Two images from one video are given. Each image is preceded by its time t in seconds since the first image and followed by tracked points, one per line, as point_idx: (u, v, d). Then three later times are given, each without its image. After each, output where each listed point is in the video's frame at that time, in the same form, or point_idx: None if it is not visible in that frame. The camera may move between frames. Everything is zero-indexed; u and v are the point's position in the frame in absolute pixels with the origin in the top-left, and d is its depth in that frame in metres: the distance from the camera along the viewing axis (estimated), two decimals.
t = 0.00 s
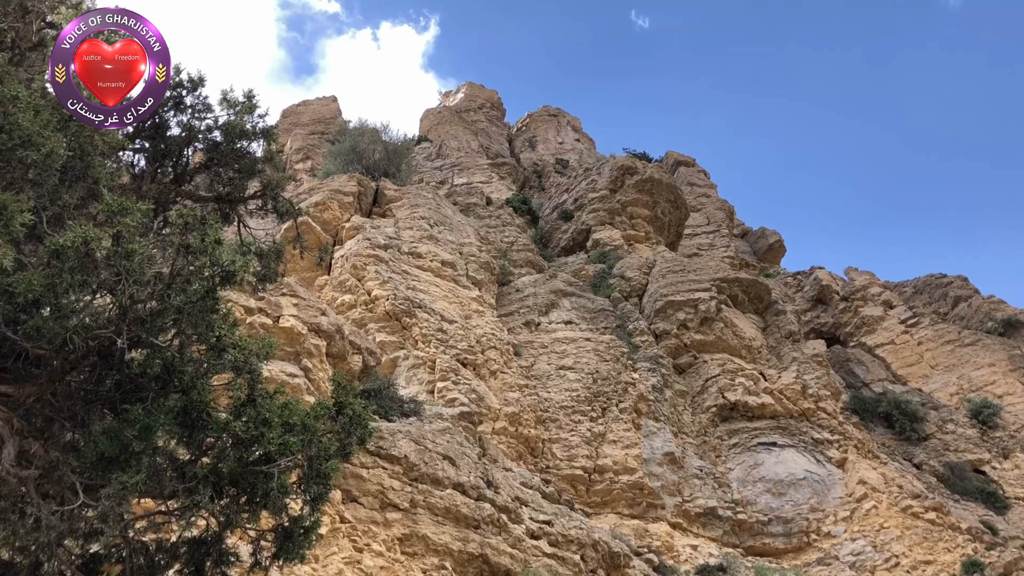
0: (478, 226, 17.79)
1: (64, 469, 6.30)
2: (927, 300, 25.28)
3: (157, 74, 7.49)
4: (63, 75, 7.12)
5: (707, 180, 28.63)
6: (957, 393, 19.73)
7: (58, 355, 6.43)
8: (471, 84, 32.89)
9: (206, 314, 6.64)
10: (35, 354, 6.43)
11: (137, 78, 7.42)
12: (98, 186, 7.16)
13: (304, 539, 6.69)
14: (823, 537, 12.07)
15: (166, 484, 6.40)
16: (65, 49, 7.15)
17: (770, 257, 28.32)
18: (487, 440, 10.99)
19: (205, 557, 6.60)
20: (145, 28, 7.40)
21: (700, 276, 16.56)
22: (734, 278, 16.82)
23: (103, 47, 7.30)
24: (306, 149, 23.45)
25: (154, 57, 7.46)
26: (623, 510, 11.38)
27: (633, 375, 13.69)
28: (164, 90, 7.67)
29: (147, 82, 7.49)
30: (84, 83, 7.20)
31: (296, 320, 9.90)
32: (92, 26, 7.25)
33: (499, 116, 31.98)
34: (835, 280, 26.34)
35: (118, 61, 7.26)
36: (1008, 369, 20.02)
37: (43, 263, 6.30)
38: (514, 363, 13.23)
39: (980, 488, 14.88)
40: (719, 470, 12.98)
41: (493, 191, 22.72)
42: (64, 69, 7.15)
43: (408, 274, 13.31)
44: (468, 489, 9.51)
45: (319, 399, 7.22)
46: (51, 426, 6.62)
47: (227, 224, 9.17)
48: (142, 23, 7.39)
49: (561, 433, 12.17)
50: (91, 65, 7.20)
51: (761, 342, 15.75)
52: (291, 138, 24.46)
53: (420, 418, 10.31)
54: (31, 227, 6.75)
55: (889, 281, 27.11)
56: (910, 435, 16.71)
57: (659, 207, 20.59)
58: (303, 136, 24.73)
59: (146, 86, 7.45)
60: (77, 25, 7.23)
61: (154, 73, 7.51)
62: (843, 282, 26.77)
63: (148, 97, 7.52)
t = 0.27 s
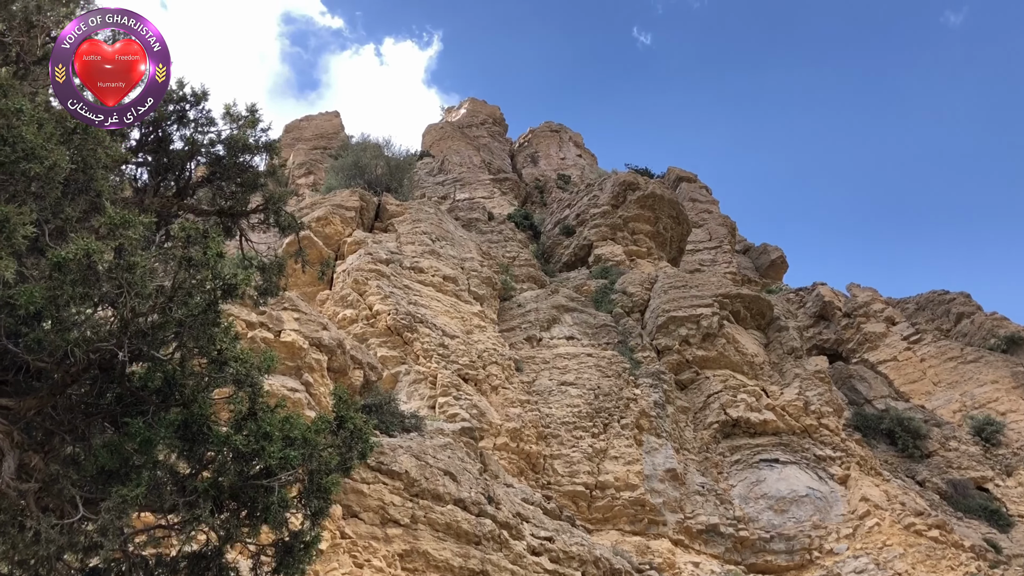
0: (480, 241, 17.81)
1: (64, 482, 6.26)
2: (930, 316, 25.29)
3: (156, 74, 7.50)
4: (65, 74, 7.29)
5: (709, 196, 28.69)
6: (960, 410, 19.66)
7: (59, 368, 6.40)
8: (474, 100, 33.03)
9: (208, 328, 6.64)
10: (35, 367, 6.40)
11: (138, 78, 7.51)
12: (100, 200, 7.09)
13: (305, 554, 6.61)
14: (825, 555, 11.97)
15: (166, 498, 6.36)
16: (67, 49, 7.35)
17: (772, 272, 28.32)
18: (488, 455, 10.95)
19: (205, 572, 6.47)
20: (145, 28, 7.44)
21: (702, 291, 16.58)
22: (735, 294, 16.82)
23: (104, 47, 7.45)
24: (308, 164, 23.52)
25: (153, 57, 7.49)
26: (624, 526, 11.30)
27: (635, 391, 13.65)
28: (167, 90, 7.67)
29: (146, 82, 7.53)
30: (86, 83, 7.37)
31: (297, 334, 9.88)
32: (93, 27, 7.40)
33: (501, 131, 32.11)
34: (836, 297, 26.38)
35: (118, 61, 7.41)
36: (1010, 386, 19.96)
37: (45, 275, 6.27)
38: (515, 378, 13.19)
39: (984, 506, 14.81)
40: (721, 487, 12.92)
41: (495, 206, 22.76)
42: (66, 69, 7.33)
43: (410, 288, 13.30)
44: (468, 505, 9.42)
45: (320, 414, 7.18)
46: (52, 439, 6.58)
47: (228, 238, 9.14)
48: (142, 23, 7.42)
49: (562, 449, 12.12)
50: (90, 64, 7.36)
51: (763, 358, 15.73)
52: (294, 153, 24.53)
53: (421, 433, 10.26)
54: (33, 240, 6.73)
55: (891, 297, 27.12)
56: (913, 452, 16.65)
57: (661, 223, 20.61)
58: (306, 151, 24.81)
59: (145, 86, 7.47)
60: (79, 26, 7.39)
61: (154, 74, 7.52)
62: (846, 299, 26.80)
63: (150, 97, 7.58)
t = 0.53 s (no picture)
0: (481, 252, 17.83)
1: (65, 489, 6.25)
2: (931, 329, 25.28)
3: (158, 74, 7.56)
4: (62, 73, 7.35)
5: (710, 208, 28.73)
6: (962, 423, 19.60)
7: (60, 375, 6.40)
8: (476, 111, 33.15)
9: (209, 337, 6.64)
10: (37, 373, 6.39)
11: (138, 78, 7.57)
12: (104, 207, 7.10)
13: (305, 562, 6.57)
14: (827, 568, 11.90)
15: (166, 506, 6.33)
16: (65, 49, 7.41)
17: (773, 285, 28.34)
18: (488, 466, 10.92)
19: None
20: (145, 28, 7.50)
21: (704, 302, 16.59)
22: (737, 305, 16.83)
23: (104, 48, 7.52)
24: (311, 175, 23.59)
25: (153, 57, 7.55)
26: (625, 538, 11.25)
27: (636, 402, 13.62)
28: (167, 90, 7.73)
29: (146, 82, 7.57)
30: (86, 84, 7.42)
31: (298, 343, 9.87)
32: (93, 26, 7.45)
33: (504, 143, 32.22)
34: (838, 309, 26.39)
35: (117, 60, 7.45)
36: (1012, 399, 19.90)
37: (48, 282, 6.27)
38: (516, 389, 13.18)
39: (987, 520, 14.75)
40: (723, 499, 12.87)
41: (497, 217, 22.79)
42: (64, 69, 7.38)
43: (411, 298, 13.31)
44: (469, 516, 9.38)
45: (320, 422, 7.17)
46: (52, 446, 6.57)
47: (231, 246, 9.16)
48: (142, 23, 7.48)
49: (563, 460, 12.09)
50: (89, 64, 7.41)
51: (764, 369, 15.71)
52: (297, 164, 24.61)
53: (422, 444, 10.23)
54: (36, 247, 6.74)
55: (892, 310, 27.11)
56: (914, 465, 16.60)
57: (662, 234, 20.63)
58: (309, 161, 24.89)
59: (145, 87, 7.54)
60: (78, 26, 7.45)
61: (154, 74, 7.59)
62: (847, 311, 26.81)
63: (150, 98, 7.62)
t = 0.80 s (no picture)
0: (482, 259, 17.83)
1: (65, 495, 6.22)
2: (933, 336, 25.26)
3: (158, 75, 7.59)
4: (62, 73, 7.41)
5: (711, 216, 28.75)
6: (963, 431, 19.56)
7: (61, 381, 6.38)
8: (478, 118, 33.21)
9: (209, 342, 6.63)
10: (37, 379, 6.38)
11: (138, 77, 7.61)
12: (105, 213, 7.09)
13: (305, 569, 6.54)
14: None
15: (167, 512, 6.31)
16: (64, 48, 7.47)
17: (774, 292, 28.34)
18: (489, 473, 10.90)
19: None
20: (145, 28, 7.50)
21: (705, 310, 16.59)
22: (738, 313, 16.84)
23: (104, 48, 7.55)
24: (312, 181, 23.61)
25: (153, 57, 7.57)
26: (626, 546, 11.21)
27: (637, 409, 13.60)
28: (167, 89, 7.75)
29: (145, 82, 7.60)
30: (86, 84, 7.48)
31: (299, 350, 9.87)
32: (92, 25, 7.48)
33: (505, 150, 32.27)
34: (839, 317, 26.40)
35: (117, 60, 7.49)
36: (1014, 407, 19.86)
37: (49, 288, 6.26)
38: (517, 396, 13.17)
39: (988, 528, 14.71)
40: (724, 507, 12.84)
41: (498, 224, 22.82)
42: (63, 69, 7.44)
43: (412, 305, 13.31)
44: (470, 523, 9.35)
45: (322, 428, 7.15)
46: (52, 452, 6.54)
47: (233, 253, 9.17)
48: (141, 23, 7.49)
49: (564, 468, 12.07)
50: (89, 64, 7.46)
51: (765, 377, 15.69)
52: (298, 171, 24.65)
53: (422, 450, 10.21)
54: (37, 252, 6.74)
55: (893, 318, 27.11)
56: (916, 473, 16.57)
57: (663, 241, 20.64)
58: (310, 168, 24.92)
59: (146, 87, 7.58)
60: (76, 25, 7.48)
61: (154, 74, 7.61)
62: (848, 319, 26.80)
63: (150, 97, 7.66)
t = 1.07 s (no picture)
0: (485, 264, 17.85)
1: (69, 502, 6.23)
2: (936, 340, 25.22)
3: (158, 74, 7.51)
4: (63, 74, 7.44)
5: (714, 220, 28.75)
6: (968, 434, 19.51)
7: (66, 387, 6.40)
8: (480, 123, 33.26)
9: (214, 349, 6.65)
10: (42, 386, 6.39)
11: (138, 77, 7.58)
12: (109, 220, 7.10)
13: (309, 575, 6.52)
14: None
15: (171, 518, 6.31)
16: (65, 49, 7.51)
17: (778, 296, 28.31)
18: (492, 478, 10.89)
19: None
20: (145, 28, 7.53)
21: (708, 314, 16.58)
22: (741, 317, 16.83)
23: (105, 48, 7.57)
24: (315, 187, 23.65)
25: (153, 56, 7.54)
26: (630, 551, 11.18)
27: (640, 414, 13.59)
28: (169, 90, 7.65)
29: (145, 82, 7.53)
30: (87, 84, 7.48)
31: (303, 355, 9.87)
32: (93, 26, 7.49)
33: (507, 155, 32.31)
34: (842, 320, 26.39)
35: (117, 60, 7.49)
36: (1019, 411, 19.81)
37: (53, 294, 6.27)
38: (520, 401, 13.16)
39: (993, 532, 14.67)
40: (728, 511, 12.81)
41: (500, 229, 22.84)
42: (64, 69, 7.48)
43: (415, 310, 13.32)
44: (473, 528, 9.33)
45: (326, 434, 7.16)
46: (57, 459, 6.55)
47: (236, 259, 9.19)
48: (141, 23, 7.51)
49: (567, 473, 12.06)
50: (89, 64, 7.47)
51: (769, 381, 15.66)
52: (301, 176, 24.69)
53: (426, 456, 10.20)
54: (42, 259, 6.76)
55: (897, 321, 27.08)
56: (920, 477, 16.52)
57: (666, 245, 20.64)
58: (313, 173, 24.97)
59: (146, 86, 7.50)
60: (78, 26, 7.51)
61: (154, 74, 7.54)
62: (852, 322, 26.78)
63: (151, 97, 7.57)
